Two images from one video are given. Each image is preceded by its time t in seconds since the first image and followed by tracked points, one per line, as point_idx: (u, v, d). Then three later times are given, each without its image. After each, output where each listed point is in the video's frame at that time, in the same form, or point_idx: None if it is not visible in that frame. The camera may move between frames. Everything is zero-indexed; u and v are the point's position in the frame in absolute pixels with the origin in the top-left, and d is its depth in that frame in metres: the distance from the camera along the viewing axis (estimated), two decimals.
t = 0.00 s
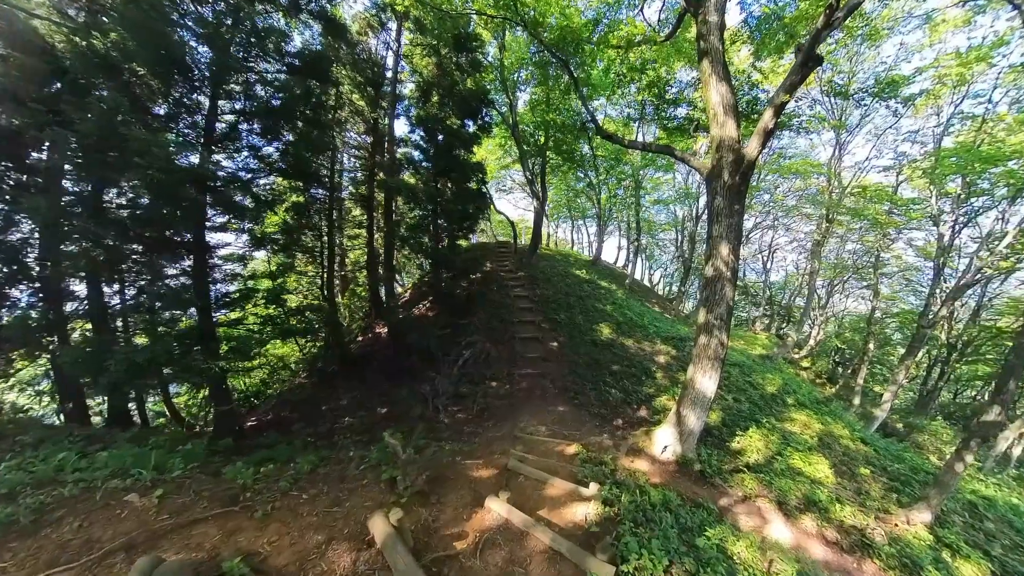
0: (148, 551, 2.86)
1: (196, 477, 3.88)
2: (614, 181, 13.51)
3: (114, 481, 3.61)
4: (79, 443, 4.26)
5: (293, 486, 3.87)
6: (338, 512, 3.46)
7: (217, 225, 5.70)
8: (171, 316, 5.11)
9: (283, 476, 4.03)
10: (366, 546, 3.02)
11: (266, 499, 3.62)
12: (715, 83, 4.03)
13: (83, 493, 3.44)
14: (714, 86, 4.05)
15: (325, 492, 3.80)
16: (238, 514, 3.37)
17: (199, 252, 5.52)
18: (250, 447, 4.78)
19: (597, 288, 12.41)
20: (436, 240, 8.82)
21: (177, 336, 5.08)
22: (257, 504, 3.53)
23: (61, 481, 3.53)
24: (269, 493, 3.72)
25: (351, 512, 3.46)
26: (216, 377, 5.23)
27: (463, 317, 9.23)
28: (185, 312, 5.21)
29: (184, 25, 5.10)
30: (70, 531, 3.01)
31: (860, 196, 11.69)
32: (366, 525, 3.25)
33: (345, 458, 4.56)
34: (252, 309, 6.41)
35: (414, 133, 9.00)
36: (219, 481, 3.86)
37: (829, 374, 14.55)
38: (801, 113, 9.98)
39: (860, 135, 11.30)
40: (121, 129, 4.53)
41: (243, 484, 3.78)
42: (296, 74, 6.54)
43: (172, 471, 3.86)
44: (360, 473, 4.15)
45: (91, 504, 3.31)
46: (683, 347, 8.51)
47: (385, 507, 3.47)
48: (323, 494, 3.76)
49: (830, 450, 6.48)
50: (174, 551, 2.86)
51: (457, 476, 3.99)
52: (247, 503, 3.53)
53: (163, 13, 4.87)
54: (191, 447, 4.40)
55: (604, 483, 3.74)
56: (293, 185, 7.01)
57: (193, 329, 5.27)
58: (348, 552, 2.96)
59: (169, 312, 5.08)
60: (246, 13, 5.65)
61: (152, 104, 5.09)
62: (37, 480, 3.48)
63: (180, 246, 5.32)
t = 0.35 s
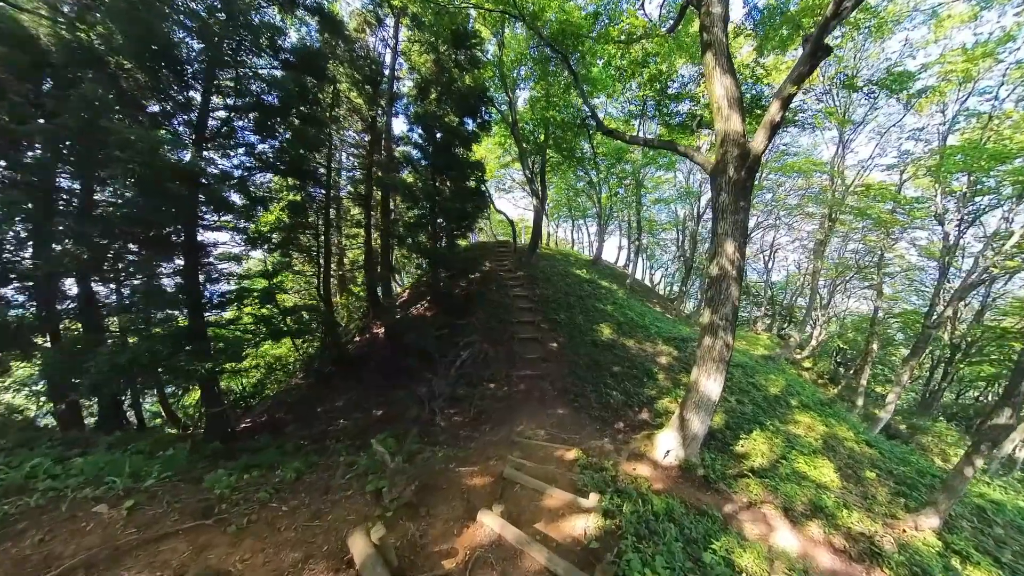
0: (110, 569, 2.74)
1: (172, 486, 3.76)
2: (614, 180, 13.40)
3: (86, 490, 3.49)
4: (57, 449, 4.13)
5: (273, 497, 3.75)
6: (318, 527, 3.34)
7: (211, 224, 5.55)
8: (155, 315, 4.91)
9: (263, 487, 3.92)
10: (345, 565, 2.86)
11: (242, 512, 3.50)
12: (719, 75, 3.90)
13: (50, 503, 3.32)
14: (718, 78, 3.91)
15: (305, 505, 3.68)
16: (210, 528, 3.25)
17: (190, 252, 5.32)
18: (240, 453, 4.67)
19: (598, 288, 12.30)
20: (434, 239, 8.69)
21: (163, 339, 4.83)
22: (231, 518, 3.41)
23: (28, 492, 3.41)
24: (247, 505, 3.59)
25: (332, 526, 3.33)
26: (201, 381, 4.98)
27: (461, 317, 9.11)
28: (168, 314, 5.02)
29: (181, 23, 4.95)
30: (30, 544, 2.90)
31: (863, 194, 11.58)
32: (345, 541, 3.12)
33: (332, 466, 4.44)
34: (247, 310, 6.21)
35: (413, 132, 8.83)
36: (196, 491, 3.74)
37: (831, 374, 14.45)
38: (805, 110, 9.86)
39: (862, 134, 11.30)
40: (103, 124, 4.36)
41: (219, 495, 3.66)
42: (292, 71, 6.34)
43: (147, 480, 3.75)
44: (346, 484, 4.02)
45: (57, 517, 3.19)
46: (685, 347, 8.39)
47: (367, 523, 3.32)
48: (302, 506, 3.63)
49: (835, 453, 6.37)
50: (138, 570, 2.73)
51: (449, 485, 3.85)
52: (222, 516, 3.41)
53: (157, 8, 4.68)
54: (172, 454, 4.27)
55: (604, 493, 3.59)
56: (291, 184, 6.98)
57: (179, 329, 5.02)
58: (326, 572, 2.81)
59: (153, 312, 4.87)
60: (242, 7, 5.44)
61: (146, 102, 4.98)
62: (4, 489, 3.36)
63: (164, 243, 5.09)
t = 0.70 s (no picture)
0: None
1: (145, 491, 3.65)
2: (616, 180, 13.27)
3: (55, 495, 3.36)
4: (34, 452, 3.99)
5: (247, 505, 3.65)
6: (292, 539, 3.26)
7: (206, 223, 5.41)
8: (141, 312, 4.69)
9: (237, 494, 3.81)
10: None
11: (213, 521, 3.41)
12: (721, 67, 3.78)
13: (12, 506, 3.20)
14: (720, 69, 3.79)
15: (279, 514, 3.59)
16: (178, 539, 3.15)
17: (181, 252, 5.11)
18: (227, 457, 4.54)
19: (598, 287, 12.17)
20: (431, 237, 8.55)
21: (152, 342, 4.57)
22: (200, 527, 3.31)
23: None
24: (219, 513, 3.50)
25: (307, 540, 3.23)
26: (187, 380, 4.71)
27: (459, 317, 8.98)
28: (148, 311, 4.74)
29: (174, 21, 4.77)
30: None
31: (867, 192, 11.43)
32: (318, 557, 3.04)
33: (317, 471, 4.33)
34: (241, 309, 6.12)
35: (411, 130, 8.71)
36: (168, 497, 3.63)
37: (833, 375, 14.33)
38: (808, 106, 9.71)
39: (865, 132, 11.22)
40: (85, 118, 4.15)
41: (191, 502, 3.56)
42: (287, 68, 6.19)
43: (119, 485, 3.63)
44: (327, 491, 3.91)
45: (17, 524, 3.05)
46: (686, 347, 8.27)
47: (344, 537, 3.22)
48: (276, 516, 3.54)
49: (840, 457, 6.23)
50: None
51: (437, 494, 3.74)
52: (190, 525, 3.31)
53: (155, 6, 4.50)
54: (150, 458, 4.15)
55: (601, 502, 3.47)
56: (289, 181, 6.92)
57: (166, 328, 4.80)
58: None
59: (138, 309, 4.64)
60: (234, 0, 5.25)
61: (141, 99, 4.76)
62: None
63: (152, 240, 4.81)
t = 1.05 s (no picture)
0: None
1: (123, 502, 3.51)
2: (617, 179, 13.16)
3: (27, 507, 3.24)
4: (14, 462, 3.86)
5: (231, 518, 3.51)
6: (276, 557, 3.12)
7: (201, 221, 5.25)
8: (136, 311, 4.64)
9: (220, 505, 3.67)
10: None
11: (193, 536, 3.25)
12: (727, 60, 3.67)
13: None
14: (727, 63, 3.68)
15: (264, 528, 3.45)
16: (152, 557, 2.98)
17: (174, 252, 4.94)
18: (218, 463, 4.41)
19: (599, 287, 12.07)
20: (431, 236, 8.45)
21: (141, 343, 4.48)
22: (177, 544, 3.14)
23: None
24: (199, 528, 3.36)
25: (294, 558, 3.10)
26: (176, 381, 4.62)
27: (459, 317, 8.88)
28: (145, 309, 4.69)
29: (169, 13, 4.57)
30: None
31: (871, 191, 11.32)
32: None
33: (310, 480, 4.19)
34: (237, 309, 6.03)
35: (411, 128, 8.59)
36: (148, 509, 3.49)
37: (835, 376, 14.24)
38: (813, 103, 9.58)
39: (870, 130, 11.18)
40: (66, 108, 3.95)
41: (171, 515, 3.43)
42: (286, 64, 6.08)
43: (94, 497, 3.48)
44: (316, 502, 3.78)
45: None
46: (688, 348, 8.17)
47: (332, 556, 3.08)
48: (261, 531, 3.40)
49: (845, 459, 6.14)
50: None
51: (434, 504, 3.62)
52: (167, 542, 3.14)
53: None
54: (136, 466, 4.02)
55: (608, 509, 3.41)
56: (286, 178, 6.85)
57: (157, 328, 4.73)
58: None
59: (131, 308, 4.58)
60: None
61: (138, 97, 4.60)
62: None
63: (144, 238, 4.67)
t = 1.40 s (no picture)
0: None
1: (94, 521, 3.30)
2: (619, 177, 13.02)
3: None
4: None
5: (210, 540, 3.20)
6: None
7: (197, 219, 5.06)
8: (132, 310, 4.59)
9: (200, 524, 3.38)
10: None
11: (163, 563, 2.94)
12: (739, 50, 3.54)
13: None
14: (738, 54, 3.55)
15: (246, 552, 3.11)
16: None
17: (167, 251, 4.77)
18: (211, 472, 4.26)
19: (601, 287, 11.94)
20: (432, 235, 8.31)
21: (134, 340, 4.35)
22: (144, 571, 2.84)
23: None
24: (173, 552, 3.05)
25: None
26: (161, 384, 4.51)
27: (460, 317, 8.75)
28: (142, 307, 4.64)
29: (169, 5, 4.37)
30: None
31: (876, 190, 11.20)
32: None
33: (303, 491, 3.96)
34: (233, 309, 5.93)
35: (411, 126, 8.44)
36: (119, 529, 3.24)
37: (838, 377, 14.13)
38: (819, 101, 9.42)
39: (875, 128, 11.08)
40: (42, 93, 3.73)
41: (143, 537, 3.15)
42: (284, 60, 6.00)
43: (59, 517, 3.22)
44: (306, 521, 3.45)
45: None
46: (693, 348, 8.04)
47: None
48: (242, 555, 3.07)
49: (855, 463, 6.00)
50: None
51: (434, 521, 3.39)
52: (134, 569, 2.86)
53: None
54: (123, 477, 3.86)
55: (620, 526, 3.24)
56: (285, 176, 6.76)
57: (148, 325, 4.61)
58: None
59: (127, 307, 4.53)
60: None
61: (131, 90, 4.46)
62: None
63: (135, 235, 4.51)
